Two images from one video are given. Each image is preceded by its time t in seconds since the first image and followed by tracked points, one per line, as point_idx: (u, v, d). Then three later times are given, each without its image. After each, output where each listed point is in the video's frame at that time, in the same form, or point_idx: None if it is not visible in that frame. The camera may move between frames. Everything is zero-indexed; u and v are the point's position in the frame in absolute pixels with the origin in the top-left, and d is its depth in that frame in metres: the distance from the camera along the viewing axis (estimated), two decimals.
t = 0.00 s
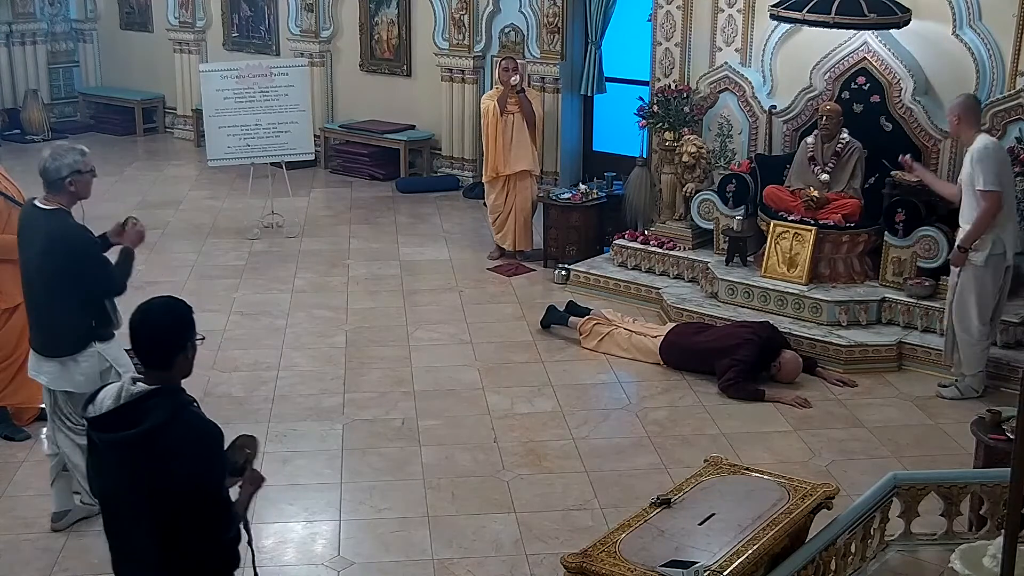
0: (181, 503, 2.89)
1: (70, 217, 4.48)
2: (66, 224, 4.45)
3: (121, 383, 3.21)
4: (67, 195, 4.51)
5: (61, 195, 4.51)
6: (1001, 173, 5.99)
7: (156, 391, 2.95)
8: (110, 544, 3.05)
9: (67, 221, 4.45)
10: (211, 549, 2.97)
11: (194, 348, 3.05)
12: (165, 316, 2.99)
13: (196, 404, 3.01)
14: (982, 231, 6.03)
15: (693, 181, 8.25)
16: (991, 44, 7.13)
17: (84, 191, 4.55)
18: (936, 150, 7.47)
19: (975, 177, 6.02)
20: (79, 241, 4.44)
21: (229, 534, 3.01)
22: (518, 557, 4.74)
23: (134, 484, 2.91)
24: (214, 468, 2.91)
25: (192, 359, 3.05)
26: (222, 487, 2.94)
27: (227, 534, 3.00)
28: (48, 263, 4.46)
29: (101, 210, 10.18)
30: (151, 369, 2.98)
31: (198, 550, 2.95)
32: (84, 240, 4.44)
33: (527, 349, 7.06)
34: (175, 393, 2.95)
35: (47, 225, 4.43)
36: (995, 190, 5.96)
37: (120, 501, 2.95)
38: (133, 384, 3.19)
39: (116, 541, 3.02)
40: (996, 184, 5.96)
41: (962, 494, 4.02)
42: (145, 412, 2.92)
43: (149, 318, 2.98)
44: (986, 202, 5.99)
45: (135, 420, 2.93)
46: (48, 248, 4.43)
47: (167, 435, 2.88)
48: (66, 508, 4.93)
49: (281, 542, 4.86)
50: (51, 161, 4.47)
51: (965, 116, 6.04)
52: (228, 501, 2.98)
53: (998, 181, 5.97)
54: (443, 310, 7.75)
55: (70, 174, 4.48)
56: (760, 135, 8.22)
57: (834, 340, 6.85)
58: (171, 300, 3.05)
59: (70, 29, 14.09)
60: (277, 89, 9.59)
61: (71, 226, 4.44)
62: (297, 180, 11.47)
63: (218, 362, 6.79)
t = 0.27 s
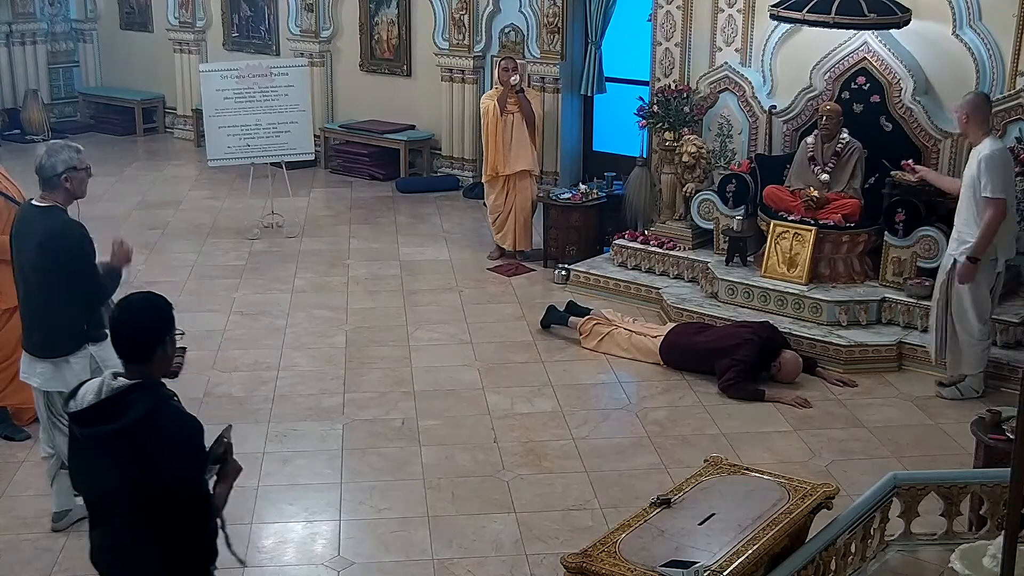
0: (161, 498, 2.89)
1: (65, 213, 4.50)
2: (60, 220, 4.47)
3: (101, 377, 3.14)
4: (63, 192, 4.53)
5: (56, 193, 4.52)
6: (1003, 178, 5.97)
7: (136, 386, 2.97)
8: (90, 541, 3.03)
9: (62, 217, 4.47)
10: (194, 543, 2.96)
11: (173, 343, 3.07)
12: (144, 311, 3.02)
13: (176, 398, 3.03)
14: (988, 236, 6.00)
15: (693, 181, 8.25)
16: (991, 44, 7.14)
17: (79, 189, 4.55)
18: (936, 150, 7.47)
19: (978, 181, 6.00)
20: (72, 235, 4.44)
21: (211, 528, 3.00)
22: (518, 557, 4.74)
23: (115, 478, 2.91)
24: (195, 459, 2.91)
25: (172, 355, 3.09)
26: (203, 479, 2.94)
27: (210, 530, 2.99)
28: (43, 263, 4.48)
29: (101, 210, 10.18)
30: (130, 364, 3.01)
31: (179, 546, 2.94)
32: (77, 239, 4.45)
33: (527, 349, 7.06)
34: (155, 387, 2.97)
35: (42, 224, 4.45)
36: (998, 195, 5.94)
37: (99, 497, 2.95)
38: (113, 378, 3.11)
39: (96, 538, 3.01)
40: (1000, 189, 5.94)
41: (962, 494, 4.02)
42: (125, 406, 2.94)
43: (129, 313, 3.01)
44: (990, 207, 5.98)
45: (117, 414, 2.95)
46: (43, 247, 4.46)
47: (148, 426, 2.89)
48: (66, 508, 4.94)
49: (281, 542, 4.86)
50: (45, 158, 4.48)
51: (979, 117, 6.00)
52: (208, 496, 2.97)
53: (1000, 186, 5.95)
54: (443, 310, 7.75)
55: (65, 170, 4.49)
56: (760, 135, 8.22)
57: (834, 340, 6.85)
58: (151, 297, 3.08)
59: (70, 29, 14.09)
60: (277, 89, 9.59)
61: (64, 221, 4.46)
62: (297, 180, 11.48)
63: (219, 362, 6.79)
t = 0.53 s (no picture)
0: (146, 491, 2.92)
1: (65, 212, 4.49)
2: (59, 219, 4.46)
3: (92, 370, 3.16)
4: (62, 190, 4.50)
5: (56, 190, 4.49)
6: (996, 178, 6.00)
7: (124, 379, 2.98)
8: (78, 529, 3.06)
9: (61, 216, 4.46)
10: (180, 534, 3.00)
11: (164, 336, 3.07)
12: (135, 304, 3.01)
13: (165, 392, 3.04)
14: (984, 235, 6.03)
15: (693, 181, 8.25)
16: (991, 44, 7.13)
17: (79, 187, 4.53)
18: (936, 150, 7.47)
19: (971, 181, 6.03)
20: (70, 235, 4.44)
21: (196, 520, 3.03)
22: (518, 557, 4.74)
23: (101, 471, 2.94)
24: (181, 453, 2.93)
25: (164, 348, 3.08)
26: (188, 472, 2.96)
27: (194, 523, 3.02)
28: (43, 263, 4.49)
29: (101, 210, 10.18)
30: (120, 357, 3.01)
31: (163, 538, 2.97)
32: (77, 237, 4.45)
33: (527, 349, 7.06)
34: (143, 380, 2.98)
35: (41, 222, 4.44)
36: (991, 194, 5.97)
37: (86, 487, 2.98)
38: (102, 371, 3.15)
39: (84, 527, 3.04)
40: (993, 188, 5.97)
41: (962, 494, 4.02)
42: (113, 399, 2.96)
43: (121, 307, 3.00)
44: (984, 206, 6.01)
45: (103, 406, 2.96)
46: (42, 245, 4.46)
47: (134, 420, 2.91)
48: (66, 509, 4.93)
49: (281, 542, 4.86)
50: (45, 156, 4.45)
51: (969, 114, 6.04)
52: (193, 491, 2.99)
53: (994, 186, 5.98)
54: (443, 310, 7.75)
55: (65, 169, 4.46)
56: (760, 135, 8.22)
57: (834, 340, 6.85)
58: (143, 292, 3.07)
59: (70, 29, 14.09)
60: (277, 89, 9.59)
61: (61, 221, 4.45)
62: (297, 180, 11.48)
63: (219, 362, 6.79)
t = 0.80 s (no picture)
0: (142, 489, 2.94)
1: (72, 214, 4.50)
2: (65, 220, 4.47)
3: (94, 370, 3.24)
4: (69, 192, 4.54)
5: (61, 193, 4.52)
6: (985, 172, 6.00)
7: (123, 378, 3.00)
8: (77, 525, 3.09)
9: (68, 217, 4.48)
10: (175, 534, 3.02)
11: (165, 336, 3.09)
12: (135, 303, 3.04)
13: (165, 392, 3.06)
14: (978, 230, 6.03)
15: (693, 181, 8.25)
16: (991, 44, 7.14)
17: (85, 188, 4.57)
18: (936, 150, 7.47)
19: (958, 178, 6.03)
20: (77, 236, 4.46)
21: (191, 521, 3.05)
22: (517, 557, 4.74)
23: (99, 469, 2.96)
24: (177, 452, 2.95)
25: (166, 348, 3.11)
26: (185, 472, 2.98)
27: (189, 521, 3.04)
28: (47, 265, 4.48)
29: (101, 210, 10.18)
30: (120, 356, 3.03)
31: (159, 536, 2.99)
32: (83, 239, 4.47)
33: (527, 349, 7.06)
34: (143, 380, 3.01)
35: (48, 225, 4.45)
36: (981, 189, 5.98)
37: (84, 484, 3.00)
38: (105, 370, 3.22)
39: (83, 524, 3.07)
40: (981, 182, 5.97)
41: (962, 494, 4.02)
42: (112, 397, 2.98)
43: (122, 305, 3.03)
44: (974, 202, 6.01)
45: (101, 405, 2.99)
46: (48, 248, 4.46)
47: (132, 419, 2.92)
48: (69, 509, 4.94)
49: (281, 542, 4.86)
50: (50, 157, 4.50)
51: (949, 115, 6.04)
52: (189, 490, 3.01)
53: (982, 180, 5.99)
54: (443, 310, 7.75)
55: (70, 170, 4.50)
56: (760, 135, 8.23)
57: (834, 340, 6.85)
58: (145, 292, 3.10)
59: (70, 29, 14.09)
60: (277, 89, 9.59)
61: (69, 223, 4.46)
62: (297, 180, 11.48)
63: (219, 362, 6.79)
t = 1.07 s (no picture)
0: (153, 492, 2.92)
1: (81, 225, 4.36)
2: (74, 232, 4.33)
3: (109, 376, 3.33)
4: (77, 202, 4.44)
5: (70, 203, 4.43)
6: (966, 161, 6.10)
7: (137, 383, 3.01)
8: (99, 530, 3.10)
9: (75, 227, 4.34)
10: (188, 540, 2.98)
11: (175, 338, 3.07)
12: (145, 303, 3.03)
13: (179, 396, 3.04)
14: (968, 218, 6.08)
15: (693, 181, 8.25)
16: (991, 44, 7.14)
17: (95, 199, 4.48)
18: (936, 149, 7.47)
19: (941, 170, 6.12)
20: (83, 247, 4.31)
21: (205, 527, 3.00)
22: (517, 557, 4.74)
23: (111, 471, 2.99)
24: (185, 456, 2.91)
25: (180, 350, 3.10)
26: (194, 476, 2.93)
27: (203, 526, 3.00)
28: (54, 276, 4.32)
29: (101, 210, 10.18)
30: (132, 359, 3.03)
31: (171, 541, 2.96)
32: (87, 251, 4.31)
33: (527, 349, 7.06)
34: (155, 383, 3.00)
35: (53, 234, 4.33)
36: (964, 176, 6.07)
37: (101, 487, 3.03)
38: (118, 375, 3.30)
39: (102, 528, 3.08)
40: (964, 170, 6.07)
41: (962, 494, 4.02)
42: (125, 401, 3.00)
43: (133, 304, 3.03)
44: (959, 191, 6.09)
45: (117, 409, 3.02)
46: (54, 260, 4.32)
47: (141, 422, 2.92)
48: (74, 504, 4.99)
49: (281, 542, 4.86)
50: (60, 166, 4.44)
51: (920, 117, 6.19)
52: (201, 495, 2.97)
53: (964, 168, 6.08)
54: (443, 310, 7.75)
55: (78, 178, 4.42)
56: (760, 135, 8.23)
57: (834, 340, 6.85)
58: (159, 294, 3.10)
59: (70, 29, 14.09)
60: (277, 89, 9.59)
61: (79, 235, 4.31)
62: (297, 180, 11.48)
63: (219, 362, 6.79)
